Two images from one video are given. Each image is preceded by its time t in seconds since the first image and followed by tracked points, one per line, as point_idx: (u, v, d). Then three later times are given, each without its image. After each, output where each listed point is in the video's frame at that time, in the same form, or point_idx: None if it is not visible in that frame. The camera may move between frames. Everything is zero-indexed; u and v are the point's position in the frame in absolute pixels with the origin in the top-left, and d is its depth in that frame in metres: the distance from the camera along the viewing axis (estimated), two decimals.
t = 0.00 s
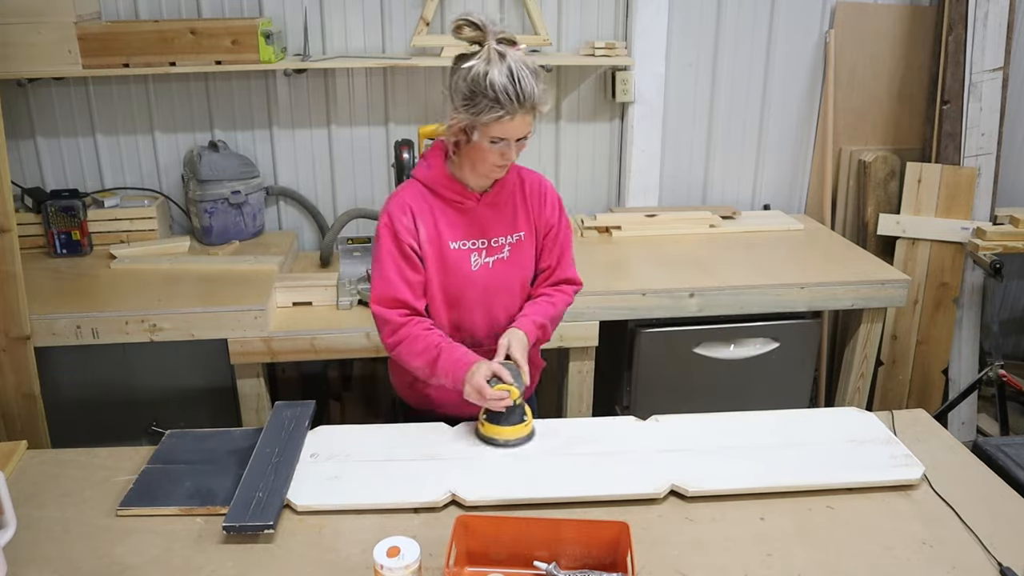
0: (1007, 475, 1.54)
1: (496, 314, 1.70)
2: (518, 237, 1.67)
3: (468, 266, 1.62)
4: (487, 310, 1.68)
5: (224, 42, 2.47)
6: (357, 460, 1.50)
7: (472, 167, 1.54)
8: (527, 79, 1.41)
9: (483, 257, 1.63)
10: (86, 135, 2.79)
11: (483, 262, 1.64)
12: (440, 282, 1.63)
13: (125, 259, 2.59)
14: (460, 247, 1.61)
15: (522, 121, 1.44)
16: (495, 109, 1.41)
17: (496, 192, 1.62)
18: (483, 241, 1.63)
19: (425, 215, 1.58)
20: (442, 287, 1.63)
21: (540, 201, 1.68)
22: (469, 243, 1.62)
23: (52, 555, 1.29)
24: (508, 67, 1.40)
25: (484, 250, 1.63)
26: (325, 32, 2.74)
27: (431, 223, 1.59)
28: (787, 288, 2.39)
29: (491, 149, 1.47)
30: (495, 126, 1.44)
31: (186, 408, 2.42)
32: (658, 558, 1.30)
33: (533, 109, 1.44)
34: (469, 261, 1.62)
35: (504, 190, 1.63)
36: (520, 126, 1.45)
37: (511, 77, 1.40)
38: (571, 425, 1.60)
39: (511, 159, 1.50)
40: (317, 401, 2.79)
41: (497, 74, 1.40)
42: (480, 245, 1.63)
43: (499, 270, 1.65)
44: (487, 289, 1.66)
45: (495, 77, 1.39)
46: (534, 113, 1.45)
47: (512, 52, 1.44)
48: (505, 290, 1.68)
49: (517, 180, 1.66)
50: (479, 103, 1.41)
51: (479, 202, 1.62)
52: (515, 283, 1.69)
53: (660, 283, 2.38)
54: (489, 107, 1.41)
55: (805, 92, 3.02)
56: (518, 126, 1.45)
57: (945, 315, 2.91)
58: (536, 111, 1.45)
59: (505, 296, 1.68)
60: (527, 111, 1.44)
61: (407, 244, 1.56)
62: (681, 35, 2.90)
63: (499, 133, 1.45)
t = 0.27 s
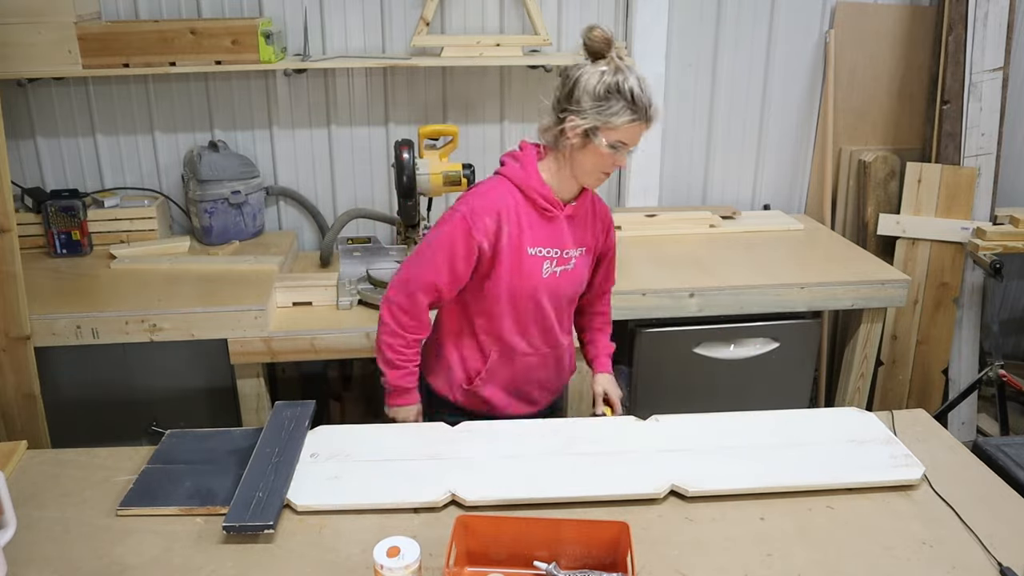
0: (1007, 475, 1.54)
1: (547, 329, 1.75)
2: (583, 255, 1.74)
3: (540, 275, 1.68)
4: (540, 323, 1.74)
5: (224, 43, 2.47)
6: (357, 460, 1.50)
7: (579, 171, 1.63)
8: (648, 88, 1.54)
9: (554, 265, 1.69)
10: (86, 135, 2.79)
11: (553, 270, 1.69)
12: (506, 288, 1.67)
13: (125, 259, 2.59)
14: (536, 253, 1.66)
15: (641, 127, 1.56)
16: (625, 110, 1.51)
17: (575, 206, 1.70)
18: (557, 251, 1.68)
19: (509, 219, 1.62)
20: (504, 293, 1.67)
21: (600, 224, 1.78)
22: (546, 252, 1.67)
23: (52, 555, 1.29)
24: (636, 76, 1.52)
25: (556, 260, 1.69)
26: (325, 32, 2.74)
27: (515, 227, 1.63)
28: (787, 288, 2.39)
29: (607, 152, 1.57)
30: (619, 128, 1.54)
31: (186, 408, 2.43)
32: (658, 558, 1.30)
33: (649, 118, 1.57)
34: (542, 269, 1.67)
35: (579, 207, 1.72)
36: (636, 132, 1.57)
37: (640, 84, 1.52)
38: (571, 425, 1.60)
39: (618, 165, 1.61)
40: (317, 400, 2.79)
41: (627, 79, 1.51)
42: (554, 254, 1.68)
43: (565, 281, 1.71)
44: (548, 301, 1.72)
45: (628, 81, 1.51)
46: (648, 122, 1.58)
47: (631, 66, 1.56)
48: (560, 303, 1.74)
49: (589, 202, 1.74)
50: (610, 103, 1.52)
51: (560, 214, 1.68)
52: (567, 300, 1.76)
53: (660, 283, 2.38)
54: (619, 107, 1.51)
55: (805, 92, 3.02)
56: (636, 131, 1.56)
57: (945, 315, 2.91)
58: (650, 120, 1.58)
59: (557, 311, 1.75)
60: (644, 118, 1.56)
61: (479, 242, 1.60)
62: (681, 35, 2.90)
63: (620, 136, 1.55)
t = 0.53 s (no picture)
0: (1007, 475, 1.54)
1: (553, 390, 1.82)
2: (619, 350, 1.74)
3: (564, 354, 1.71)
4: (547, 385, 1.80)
5: (224, 42, 2.47)
6: (357, 460, 1.50)
7: (626, 269, 1.60)
8: (704, 191, 1.46)
9: (579, 351, 1.71)
10: (86, 135, 2.79)
11: (576, 354, 1.72)
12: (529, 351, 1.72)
13: (125, 259, 2.59)
14: (570, 335, 1.68)
15: (681, 229, 1.50)
16: (661, 209, 1.49)
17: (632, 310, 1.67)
18: (590, 342, 1.69)
19: (559, 297, 1.63)
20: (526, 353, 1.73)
21: (652, 327, 1.76)
22: (579, 336, 1.68)
23: (52, 555, 1.29)
24: (692, 175, 1.47)
25: (584, 347, 1.70)
26: (325, 32, 2.74)
27: (560, 306, 1.64)
28: (787, 287, 2.39)
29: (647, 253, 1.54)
30: (655, 225, 1.51)
31: (186, 408, 2.43)
32: (658, 558, 1.30)
33: (700, 222, 1.49)
34: (566, 350, 1.70)
35: (640, 307, 1.69)
36: (682, 234, 1.50)
37: (689, 185, 1.46)
38: (571, 425, 1.60)
39: (663, 270, 1.55)
40: (317, 400, 2.80)
41: (677, 177, 1.47)
42: (585, 342, 1.69)
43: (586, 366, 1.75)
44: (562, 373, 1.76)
45: (676, 179, 1.47)
46: (700, 227, 1.49)
47: (704, 164, 1.50)
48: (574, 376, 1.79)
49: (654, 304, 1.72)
50: (653, 197, 1.50)
51: (611, 312, 1.66)
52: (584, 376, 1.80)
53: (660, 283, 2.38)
54: (657, 203, 1.49)
55: (805, 92, 3.02)
56: (675, 232, 1.50)
57: (945, 315, 2.91)
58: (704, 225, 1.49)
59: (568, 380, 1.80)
60: (693, 220, 1.49)
61: (521, 305, 1.63)
62: (681, 36, 2.90)
63: (659, 236, 1.52)
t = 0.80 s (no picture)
0: (1007, 475, 1.54)
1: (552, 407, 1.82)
2: (619, 379, 1.71)
3: (558, 372, 1.70)
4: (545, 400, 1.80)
5: (224, 42, 2.47)
6: (357, 460, 1.50)
7: (620, 298, 1.57)
8: (688, 241, 1.39)
9: (574, 371, 1.70)
10: (87, 135, 2.79)
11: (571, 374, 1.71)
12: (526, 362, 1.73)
13: (125, 259, 2.59)
14: (565, 353, 1.67)
15: (656, 271, 1.44)
16: (648, 244, 1.45)
17: (634, 341, 1.64)
18: (585, 364, 1.68)
19: (556, 313, 1.64)
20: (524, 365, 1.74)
21: (660, 362, 1.71)
22: (575, 356, 1.67)
23: (52, 555, 1.29)
24: (687, 220, 1.40)
25: (579, 368, 1.69)
26: (325, 32, 2.74)
27: (557, 322, 1.65)
28: (787, 287, 2.39)
29: (630, 286, 1.51)
30: (640, 260, 1.47)
31: (187, 408, 2.43)
32: (658, 558, 1.30)
33: (677, 274, 1.41)
34: (561, 368, 1.69)
35: (645, 340, 1.65)
36: (659, 277, 1.44)
37: (677, 228, 1.40)
38: (571, 425, 1.60)
39: (641, 305, 1.50)
40: (317, 400, 2.80)
41: (673, 219, 1.41)
42: (580, 363, 1.68)
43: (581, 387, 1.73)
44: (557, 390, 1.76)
45: (670, 220, 1.41)
46: (678, 282, 1.41)
47: (714, 218, 1.40)
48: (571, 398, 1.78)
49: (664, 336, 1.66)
50: (648, 238, 1.45)
51: (609, 340, 1.63)
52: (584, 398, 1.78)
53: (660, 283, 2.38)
54: (648, 235, 1.46)
55: (806, 92, 3.02)
56: (651, 271, 1.45)
57: (945, 315, 2.91)
58: (682, 281, 1.41)
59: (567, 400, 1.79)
60: (671, 269, 1.41)
61: (519, 316, 1.66)
62: (681, 36, 2.90)
63: (640, 271, 1.47)
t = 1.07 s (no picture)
0: (1007, 475, 1.54)
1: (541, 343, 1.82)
2: (581, 282, 1.74)
3: (519, 286, 1.77)
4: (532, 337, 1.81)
5: (224, 42, 2.47)
6: (357, 460, 1.50)
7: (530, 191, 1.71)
8: (535, 97, 1.58)
9: (536, 283, 1.76)
10: (87, 135, 2.79)
11: (532, 287, 1.76)
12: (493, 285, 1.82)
13: (125, 259, 2.59)
14: (519, 263, 1.77)
15: (527, 138, 1.59)
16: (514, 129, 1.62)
17: (574, 234, 1.73)
18: (542, 271, 1.75)
19: (499, 222, 1.80)
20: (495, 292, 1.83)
21: (618, 255, 1.74)
22: (528, 266, 1.76)
23: (52, 556, 1.29)
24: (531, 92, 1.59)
25: (538, 279, 1.76)
26: (325, 33, 2.74)
27: (503, 233, 1.79)
28: (787, 288, 2.39)
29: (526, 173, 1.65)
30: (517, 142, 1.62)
31: (187, 408, 2.43)
32: (658, 558, 1.30)
33: (534, 129, 1.58)
34: (520, 282, 1.77)
35: (585, 229, 1.73)
36: (529, 142, 1.60)
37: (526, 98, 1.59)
38: (572, 425, 1.60)
39: (539, 177, 1.63)
40: (317, 400, 2.80)
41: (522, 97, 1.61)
42: (538, 273, 1.76)
43: (548, 302, 1.76)
44: (528, 313, 1.79)
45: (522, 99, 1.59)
46: (538, 133, 1.58)
47: (555, 78, 1.59)
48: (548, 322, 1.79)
49: (604, 229, 1.74)
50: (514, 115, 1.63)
51: (548, 236, 1.75)
52: (561, 325, 1.78)
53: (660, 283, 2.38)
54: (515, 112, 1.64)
55: (806, 92, 3.02)
56: (526, 142, 1.60)
57: (945, 315, 2.91)
58: (538, 130, 1.57)
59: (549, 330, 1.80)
60: (531, 127, 1.58)
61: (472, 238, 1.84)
62: (681, 36, 2.90)
63: (523, 150, 1.62)
